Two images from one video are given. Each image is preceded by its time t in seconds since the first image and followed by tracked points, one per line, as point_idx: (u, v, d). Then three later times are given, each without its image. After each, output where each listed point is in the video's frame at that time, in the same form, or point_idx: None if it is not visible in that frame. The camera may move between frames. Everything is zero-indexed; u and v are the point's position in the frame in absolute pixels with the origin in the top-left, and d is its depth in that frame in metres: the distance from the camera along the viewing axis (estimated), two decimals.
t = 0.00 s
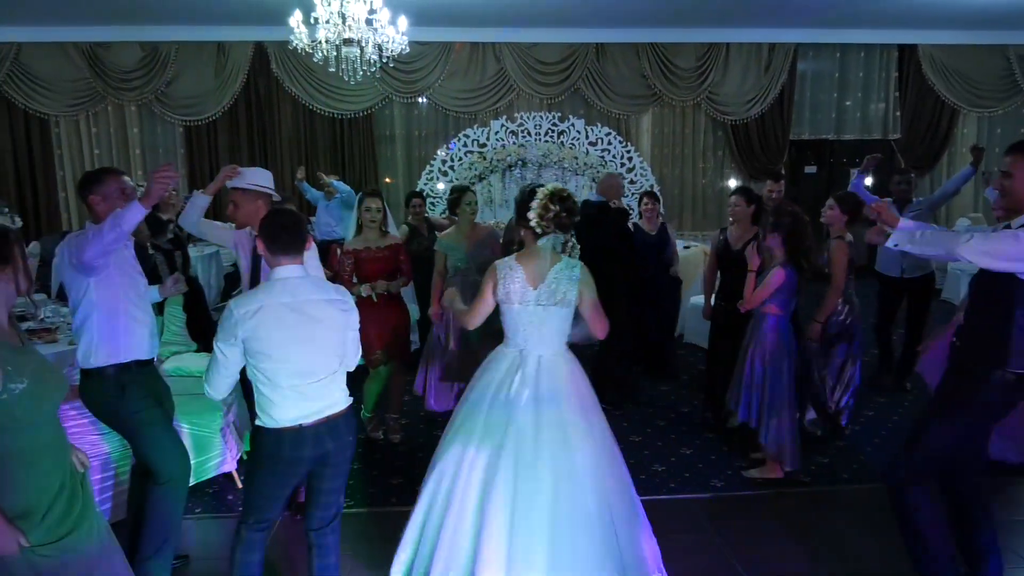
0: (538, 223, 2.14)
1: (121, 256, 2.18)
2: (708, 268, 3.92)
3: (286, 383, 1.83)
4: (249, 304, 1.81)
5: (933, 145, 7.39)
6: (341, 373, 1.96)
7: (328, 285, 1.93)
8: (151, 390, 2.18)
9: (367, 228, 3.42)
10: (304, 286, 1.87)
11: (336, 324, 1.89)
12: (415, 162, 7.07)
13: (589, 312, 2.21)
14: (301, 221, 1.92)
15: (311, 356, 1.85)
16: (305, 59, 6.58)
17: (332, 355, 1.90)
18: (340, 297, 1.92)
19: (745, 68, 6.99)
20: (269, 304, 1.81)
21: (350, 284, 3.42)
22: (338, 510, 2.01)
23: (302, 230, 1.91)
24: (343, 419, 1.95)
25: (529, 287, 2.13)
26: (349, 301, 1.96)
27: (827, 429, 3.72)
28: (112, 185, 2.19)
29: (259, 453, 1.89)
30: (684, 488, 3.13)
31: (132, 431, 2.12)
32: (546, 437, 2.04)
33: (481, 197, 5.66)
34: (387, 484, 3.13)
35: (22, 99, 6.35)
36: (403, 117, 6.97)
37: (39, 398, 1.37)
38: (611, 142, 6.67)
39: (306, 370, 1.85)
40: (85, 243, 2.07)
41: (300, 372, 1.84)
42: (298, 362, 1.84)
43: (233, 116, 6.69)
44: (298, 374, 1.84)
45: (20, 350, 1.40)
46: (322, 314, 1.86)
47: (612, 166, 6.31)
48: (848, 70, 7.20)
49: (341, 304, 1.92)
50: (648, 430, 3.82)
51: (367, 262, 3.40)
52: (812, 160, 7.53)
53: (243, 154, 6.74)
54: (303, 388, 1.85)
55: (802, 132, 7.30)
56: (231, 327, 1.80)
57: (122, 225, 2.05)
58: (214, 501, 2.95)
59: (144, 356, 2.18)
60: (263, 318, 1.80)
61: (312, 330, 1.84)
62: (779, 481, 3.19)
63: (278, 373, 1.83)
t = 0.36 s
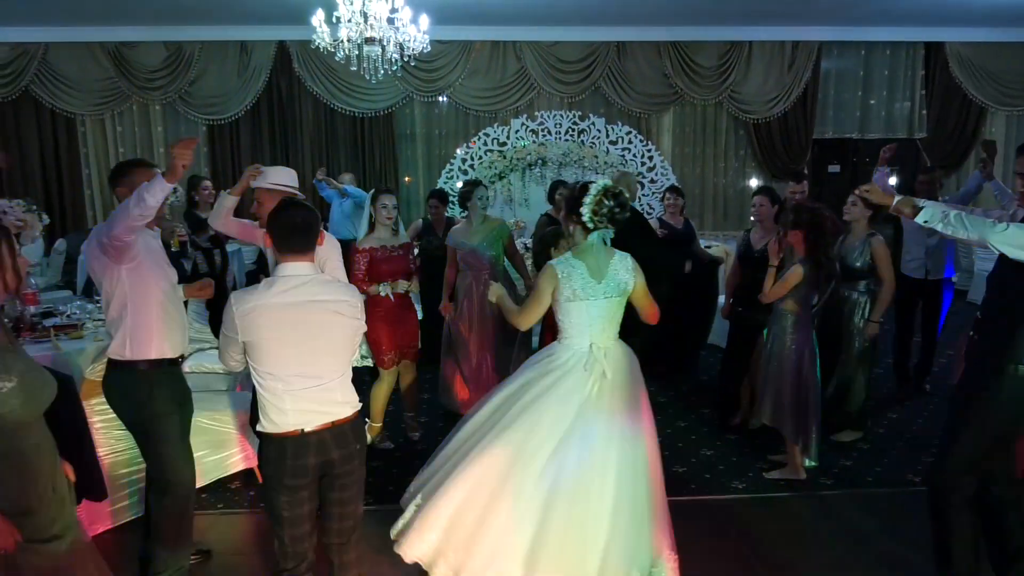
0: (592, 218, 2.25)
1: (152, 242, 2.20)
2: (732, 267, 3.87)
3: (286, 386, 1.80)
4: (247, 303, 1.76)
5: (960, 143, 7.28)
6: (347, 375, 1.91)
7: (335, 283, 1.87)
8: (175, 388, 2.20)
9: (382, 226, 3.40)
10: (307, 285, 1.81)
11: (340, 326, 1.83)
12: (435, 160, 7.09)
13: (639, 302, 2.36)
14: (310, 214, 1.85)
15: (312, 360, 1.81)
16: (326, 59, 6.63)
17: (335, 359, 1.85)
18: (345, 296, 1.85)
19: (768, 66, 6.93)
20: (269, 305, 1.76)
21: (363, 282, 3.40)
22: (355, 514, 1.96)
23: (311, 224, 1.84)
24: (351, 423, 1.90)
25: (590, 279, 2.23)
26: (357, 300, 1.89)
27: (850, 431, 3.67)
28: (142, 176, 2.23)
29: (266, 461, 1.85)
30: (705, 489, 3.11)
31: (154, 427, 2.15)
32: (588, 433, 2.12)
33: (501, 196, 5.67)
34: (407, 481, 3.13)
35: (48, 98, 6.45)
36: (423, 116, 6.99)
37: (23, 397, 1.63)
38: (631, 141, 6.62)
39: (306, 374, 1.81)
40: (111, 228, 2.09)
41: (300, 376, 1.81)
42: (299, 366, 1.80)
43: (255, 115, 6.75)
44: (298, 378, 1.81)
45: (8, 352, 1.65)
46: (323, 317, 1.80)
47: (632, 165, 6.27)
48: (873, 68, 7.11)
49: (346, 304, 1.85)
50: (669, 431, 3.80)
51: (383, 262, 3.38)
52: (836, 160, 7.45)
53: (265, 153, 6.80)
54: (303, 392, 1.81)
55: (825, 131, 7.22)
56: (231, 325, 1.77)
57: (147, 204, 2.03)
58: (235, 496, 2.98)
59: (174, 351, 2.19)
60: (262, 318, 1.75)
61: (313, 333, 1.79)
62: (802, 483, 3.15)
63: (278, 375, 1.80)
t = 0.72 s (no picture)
0: (618, 216, 2.25)
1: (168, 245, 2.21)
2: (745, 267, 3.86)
3: (278, 406, 1.67)
4: (239, 312, 1.64)
5: (974, 144, 7.22)
6: (347, 395, 1.76)
7: (337, 294, 1.72)
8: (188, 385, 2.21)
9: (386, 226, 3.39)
10: (302, 297, 1.67)
11: (334, 342, 1.68)
12: (444, 158, 7.09)
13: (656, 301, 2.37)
14: (311, 222, 1.75)
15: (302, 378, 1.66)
16: (337, 55, 6.63)
17: (329, 377, 1.70)
18: (344, 310, 1.70)
19: (780, 64, 6.89)
20: (258, 316, 1.63)
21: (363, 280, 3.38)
22: (369, 538, 1.81)
23: (311, 232, 1.73)
24: (348, 449, 1.74)
25: (613, 277, 2.22)
26: (358, 313, 1.73)
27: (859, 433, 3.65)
28: (160, 176, 2.25)
29: (268, 485, 1.71)
30: (713, 489, 3.10)
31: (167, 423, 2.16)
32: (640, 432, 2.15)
33: (510, 194, 5.67)
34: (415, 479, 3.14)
35: (61, 94, 6.49)
36: (433, 113, 6.99)
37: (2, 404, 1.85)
38: (642, 139, 6.59)
39: (296, 393, 1.67)
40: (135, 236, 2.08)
41: (292, 395, 1.67)
42: (289, 383, 1.66)
43: (265, 111, 6.76)
44: (289, 396, 1.67)
45: None
46: (319, 328, 1.66)
47: (641, 163, 6.24)
48: (886, 68, 7.06)
49: (345, 318, 1.70)
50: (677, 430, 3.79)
51: (385, 262, 3.38)
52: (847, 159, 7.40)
53: (274, 149, 6.82)
54: (294, 412, 1.68)
55: (836, 131, 7.18)
56: (224, 335, 1.67)
57: (177, 211, 2.06)
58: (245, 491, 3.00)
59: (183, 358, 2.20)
60: (252, 330, 1.63)
61: (304, 348, 1.65)
62: (810, 484, 3.14)
63: (270, 393, 1.67)
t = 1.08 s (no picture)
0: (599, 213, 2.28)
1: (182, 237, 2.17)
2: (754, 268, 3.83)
3: (279, 410, 1.59)
4: (241, 312, 1.57)
5: (987, 144, 7.15)
6: (355, 402, 1.67)
7: (347, 294, 1.63)
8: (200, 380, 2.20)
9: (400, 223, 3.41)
10: (308, 297, 1.58)
11: (339, 346, 1.58)
12: (453, 155, 7.09)
13: (655, 304, 2.36)
14: (320, 218, 1.67)
15: (305, 383, 1.58)
16: (346, 52, 6.64)
17: (332, 384, 1.60)
18: (351, 312, 1.60)
19: (790, 62, 6.85)
20: (261, 316, 1.55)
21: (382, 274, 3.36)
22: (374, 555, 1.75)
23: (322, 228, 1.67)
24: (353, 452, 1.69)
25: (599, 274, 2.28)
26: (367, 316, 1.63)
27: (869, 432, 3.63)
28: (173, 165, 2.19)
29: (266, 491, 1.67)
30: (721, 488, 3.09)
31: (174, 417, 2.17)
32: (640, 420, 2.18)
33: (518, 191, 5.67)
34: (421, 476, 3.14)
35: (72, 91, 6.53)
36: (442, 110, 6.99)
37: None
38: (650, 137, 6.55)
39: (298, 400, 1.58)
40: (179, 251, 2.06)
41: (293, 401, 1.59)
42: (291, 388, 1.58)
43: (274, 107, 6.78)
44: (290, 403, 1.59)
45: None
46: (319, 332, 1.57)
47: (649, 161, 6.21)
48: (898, 66, 7.00)
49: (353, 323, 1.60)
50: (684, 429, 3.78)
51: (404, 257, 3.37)
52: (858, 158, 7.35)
53: (283, 145, 6.84)
54: (297, 418, 1.60)
55: (847, 130, 7.13)
56: (229, 335, 1.60)
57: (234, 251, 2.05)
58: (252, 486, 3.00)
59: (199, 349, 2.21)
60: (254, 332, 1.55)
61: (305, 352, 1.56)
62: (818, 483, 3.13)
63: (272, 397, 1.59)
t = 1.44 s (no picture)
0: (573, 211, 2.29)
1: (185, 237, 2.17)
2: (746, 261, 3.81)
3: (259, 421, 1.53)
4: (224, 318, 1.51)
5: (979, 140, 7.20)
6: (340, 414, 1.60)
7: (336, 300, 1.57)
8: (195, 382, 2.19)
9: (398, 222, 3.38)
10: (294, 303, 1.53)
11: (325, 355, 1.52)
12: (447, 149, 7.09)
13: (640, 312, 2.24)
14: (314, 219, 1.63)
15: (288, 394, 1.51)
16: (339, 45, 6.60)
17: (318, 394, 1.54)
18: (341, 319, 1.54)
19: (784, 57, 6.85)
20: (245, 321, 1.50)
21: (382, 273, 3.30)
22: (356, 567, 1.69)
23: (314, 229, 1.63)
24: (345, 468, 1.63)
25: (577, 268, 2.32)
26: (358, 324, 1.56)
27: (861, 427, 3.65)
28: (175, 165, 2.17)
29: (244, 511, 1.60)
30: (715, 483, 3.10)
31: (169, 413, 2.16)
32: (601, 424, 2.14)
33: (512, 186, 5.66)
34: (416, 473, 3.14)
35: (62, 83, 6.47)
36: (435, 104, 6.98)
37: None
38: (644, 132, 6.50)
39: (281, 411, 1.52)
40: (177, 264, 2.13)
41: (277, 412, 1.52)
42: (274, 398, 1.51)
43: (266, 101, 6.75)
44: (273, 414, 1.52)
45: None
46: (298, 344, 1.50)
47: (643, 156, 6.19)
48: (891, 61, 7.01)
49: (337, 328, 1.53)
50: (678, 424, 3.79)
51: (403, 255, 3.36)
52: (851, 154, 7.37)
53: (276, 139, 6.82)
54: (279, 430, 1.53)
55: (841, 125, 7.14)
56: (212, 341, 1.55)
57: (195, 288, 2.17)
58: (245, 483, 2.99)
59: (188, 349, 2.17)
60: (238, 338, 1.50)
61: (290, 360, 1.50)
62: (811, 479, 3.14)
63: (251, 407, 1.53)
